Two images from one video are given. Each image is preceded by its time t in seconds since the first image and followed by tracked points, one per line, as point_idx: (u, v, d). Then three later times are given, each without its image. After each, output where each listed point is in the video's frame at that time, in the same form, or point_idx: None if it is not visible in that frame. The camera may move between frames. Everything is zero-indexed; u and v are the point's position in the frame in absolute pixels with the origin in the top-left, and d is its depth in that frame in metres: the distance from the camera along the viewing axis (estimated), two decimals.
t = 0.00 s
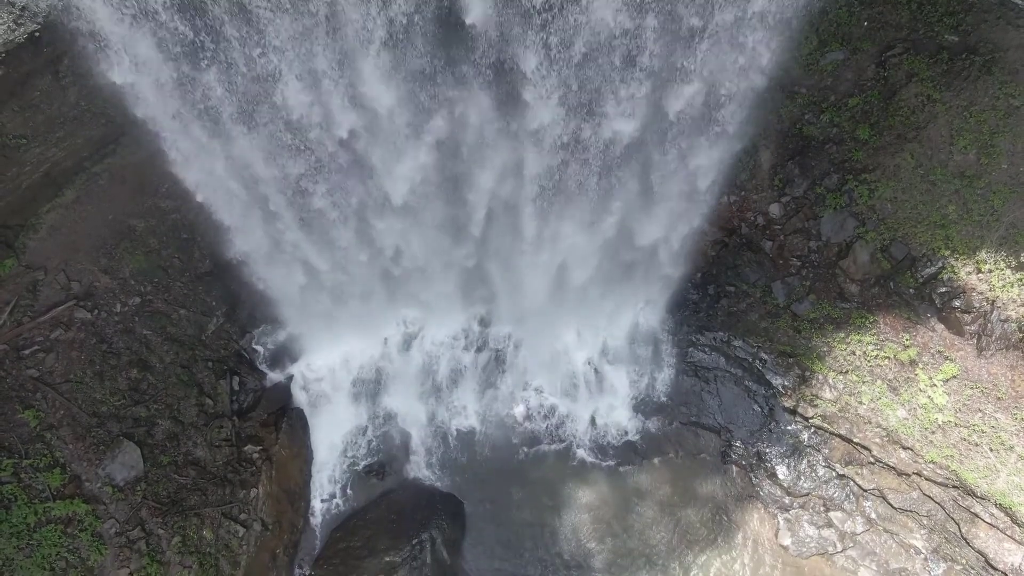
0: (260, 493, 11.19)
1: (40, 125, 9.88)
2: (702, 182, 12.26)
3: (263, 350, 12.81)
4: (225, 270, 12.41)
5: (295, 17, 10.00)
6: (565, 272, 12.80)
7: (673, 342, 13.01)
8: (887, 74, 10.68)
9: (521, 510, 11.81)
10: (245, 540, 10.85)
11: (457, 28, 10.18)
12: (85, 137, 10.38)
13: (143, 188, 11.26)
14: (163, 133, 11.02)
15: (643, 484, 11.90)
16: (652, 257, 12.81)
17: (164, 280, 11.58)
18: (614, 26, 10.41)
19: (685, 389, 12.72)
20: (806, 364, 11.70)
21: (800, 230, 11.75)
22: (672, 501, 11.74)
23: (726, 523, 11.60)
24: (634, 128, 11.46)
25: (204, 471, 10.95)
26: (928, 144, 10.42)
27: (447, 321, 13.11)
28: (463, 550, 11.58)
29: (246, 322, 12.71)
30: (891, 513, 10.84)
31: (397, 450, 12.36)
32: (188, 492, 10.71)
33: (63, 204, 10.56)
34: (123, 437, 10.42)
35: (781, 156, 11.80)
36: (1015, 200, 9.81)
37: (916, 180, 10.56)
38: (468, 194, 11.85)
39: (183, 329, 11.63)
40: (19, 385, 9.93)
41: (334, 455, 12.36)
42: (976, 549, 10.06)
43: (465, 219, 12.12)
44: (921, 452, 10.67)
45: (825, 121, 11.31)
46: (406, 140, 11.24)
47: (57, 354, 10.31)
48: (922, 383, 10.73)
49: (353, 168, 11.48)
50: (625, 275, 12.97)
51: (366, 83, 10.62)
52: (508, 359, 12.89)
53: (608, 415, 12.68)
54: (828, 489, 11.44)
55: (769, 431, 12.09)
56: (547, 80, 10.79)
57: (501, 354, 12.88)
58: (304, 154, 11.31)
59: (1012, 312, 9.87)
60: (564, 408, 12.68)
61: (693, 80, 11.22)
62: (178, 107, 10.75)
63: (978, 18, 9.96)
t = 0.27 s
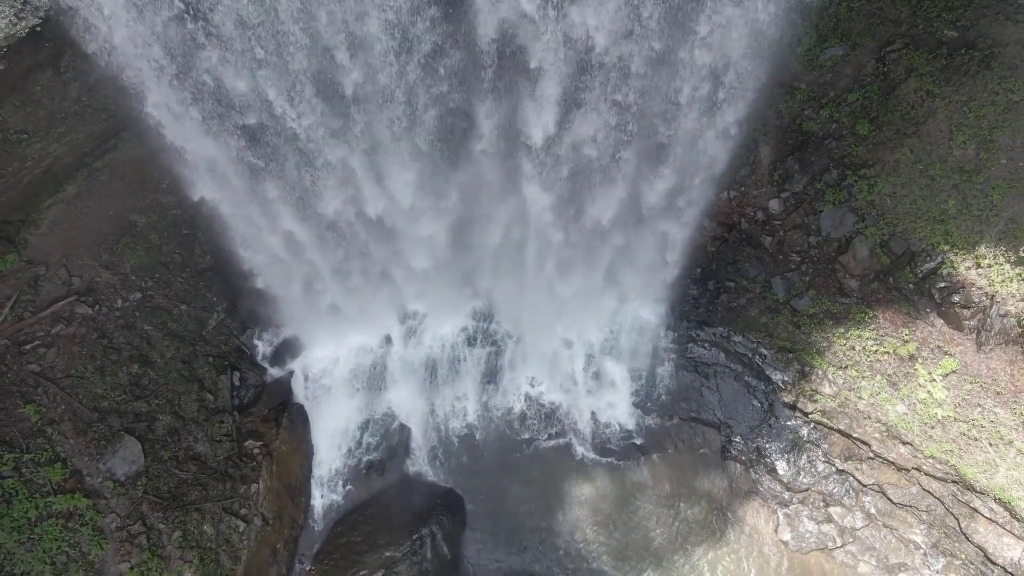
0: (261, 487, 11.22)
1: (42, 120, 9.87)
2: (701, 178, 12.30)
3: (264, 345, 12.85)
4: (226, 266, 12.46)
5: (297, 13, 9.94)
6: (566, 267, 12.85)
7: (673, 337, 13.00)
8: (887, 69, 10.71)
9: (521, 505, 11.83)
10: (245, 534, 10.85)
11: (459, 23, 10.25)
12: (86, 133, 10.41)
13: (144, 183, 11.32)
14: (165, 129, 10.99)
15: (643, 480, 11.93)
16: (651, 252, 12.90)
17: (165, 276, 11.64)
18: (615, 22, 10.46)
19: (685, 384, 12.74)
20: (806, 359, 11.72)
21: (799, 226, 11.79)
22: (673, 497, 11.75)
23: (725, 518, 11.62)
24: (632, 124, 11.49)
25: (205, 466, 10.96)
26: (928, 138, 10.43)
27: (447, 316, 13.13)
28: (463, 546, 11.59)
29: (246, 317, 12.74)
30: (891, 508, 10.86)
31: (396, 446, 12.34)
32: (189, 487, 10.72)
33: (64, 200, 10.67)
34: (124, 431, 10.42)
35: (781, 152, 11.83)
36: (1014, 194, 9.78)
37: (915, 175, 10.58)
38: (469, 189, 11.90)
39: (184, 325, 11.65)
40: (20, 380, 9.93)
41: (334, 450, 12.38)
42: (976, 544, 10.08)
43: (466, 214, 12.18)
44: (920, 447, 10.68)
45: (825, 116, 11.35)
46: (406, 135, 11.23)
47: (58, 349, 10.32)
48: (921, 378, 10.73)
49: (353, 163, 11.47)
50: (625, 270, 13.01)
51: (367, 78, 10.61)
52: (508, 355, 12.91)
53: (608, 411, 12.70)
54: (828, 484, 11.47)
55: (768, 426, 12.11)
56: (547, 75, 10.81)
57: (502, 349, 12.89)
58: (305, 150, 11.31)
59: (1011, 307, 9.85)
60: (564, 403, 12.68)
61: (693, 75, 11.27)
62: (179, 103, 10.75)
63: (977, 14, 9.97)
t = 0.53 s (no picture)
0: (261, 483, 11.23)
1: (42, 114, 9.97)
2: (700, 174, 12.36)
3: (265, 342, 12.85)
4: (227, 262, 12.47)
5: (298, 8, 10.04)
6: (566, 264, 12.88)
7: (672, 334, 13.05)
8: (886, 65, 10.73)
9: (521, 501, 11.85)
10: (245, 530, 10.85)
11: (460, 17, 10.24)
12: (86, 128, 10.43)
13: (145, 178, 11.29)
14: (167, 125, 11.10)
15: (643, 476, 11.97)
16: (650, 249, 12.92)
17: (165, 271, 11.62)
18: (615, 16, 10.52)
19: (685, 381, 12.77)
20: (806, 355, 11.75)
21: (798, 222, 11.81)
22: (672, 493, 11.78)
23: (725, 514, 11.67)
24: (632, 121, 11.55)
25: (205, 461, 10.92)
26: (926, 134, 10.45)
27: (448, 313, 13.17)
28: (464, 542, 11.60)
29: (246, 314, 12.73)
30: (890, 504, 10.98)
31: (396, 442, 12.33)
32: (189, 482, 10.66)
33: (66, 195, 10.61)
34: (124, 427, 10.35)
35: (780, 148, 11.87)
36: (1013, 189, 9.78)
37: (914, 171, 10.60)
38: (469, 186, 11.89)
39: (184, 321, 11.64)
40: (21, 376, 9.86)
41: (334, 446, 12.39)
42: (974, 540, 10.17)
43: (467, 210, 12.17)
44: (919, 442, 10.69)
45: (825, 112, 11.37)
46: (406, 131, 11.21)
47: (59, 344, 10.26)
48: (920, 374, 10.73)
49: (353, 158, 11.46)
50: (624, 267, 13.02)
51: (367, 73, 10.63)
52: (508, 351, 12.96)
53: (608, 407, 12.71)
54: (828, 480, 11.53)
55: (768, 422, 12.13)
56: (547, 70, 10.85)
57: (501, 345, 12.96)
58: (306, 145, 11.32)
59: (1010, 303, 9.83)
60: (564, 399, 12.69)
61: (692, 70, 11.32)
62: (180, 99, 10.83)
63: (976, 10, 9.96)
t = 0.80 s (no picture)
0: (262, 478, 11.23)
1: (42, 111, 10.00)
2: (699, 171, 12.41)
3: (265, 338, 12.89)
4: (227, 259, 12.47)
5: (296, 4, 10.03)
6: (566, 260, 12.94)
7: (673, 330, 13.09)
8: (885, 61, 10.74)
9: (521, 497, 11.86)
10: (246, 525, 10.85)
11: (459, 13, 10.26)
12: (87, 124, 10.45)
13: (145, 175, 11.28)
14: (168, 120, 11.07)
15: (643, 472, 12.00)
16: (650, 244, 12.93)
17: (166, 267, 11.64)
18: (615, 12, 10.48)
19: (685, 377, 12.77)
20: (805, 351, 11.77)
21: (798, 218, 11.80)
22: (673, 489, 11.80)
23: (725, 510, 11.64)
24: (631, 119, 11.60)
25: (206, 457, 10.92)
26: (926, 130, 10.47)
27: (449, 309, 13.20)
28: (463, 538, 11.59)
29: (247, 309, 12.76)
30: (890, 499, 10.97)
31: (396, 438, 12.35)
32: (190, 478, 10.66)
33: (65, 191, 10.63)
34: (125, 422, 10.35)
35: (779, 144, 11.88)
36: (1011, 185, 9.83)
37: (913, 166, 10.62)
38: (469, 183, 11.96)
39: (185, 317, 11.65)
40: (22, 371, 9.92)
41: (334, 442, 12.39)
42: (974, 535, 10.14)
43: (468, 206, 12.21)
44: (919, 437, 10.72)
45: (824, 108, 11.37)
46: (405, 127, 11.25)
47: (60, 340, 10.29)
48: (920, 369, 10.76)
49: (353, 154, 11.49)
50: (625, 262, 13.07)
51: (366, 69, 10.62)
52: (510, 347, 12.97)
53: (608, 402, 12.73)
54: (828, 476, 11.55)
55: (768, 418, 12.17)
56: (546, 66, 10.85)
57: (501, 341, 12.96)
58: (306, 141, 11.33)
59: (1009, 298, 9.87)
60: (564, 395, 12.73)
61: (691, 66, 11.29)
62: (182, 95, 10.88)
63: (976, 5, 10.01)
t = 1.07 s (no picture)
0: (263, 472, 11.29)
1: (43, 106, 10.02)
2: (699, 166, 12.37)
3: (266, 334, 12.93)
4: (228, 255, 12.51)
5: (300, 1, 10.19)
6: (567, 257, 12.92)
7: (673, 325, 13.14)
8: (883, 56, 10.78)
9: (521, 493, 11.89)
10: (247, 520, 10.86)
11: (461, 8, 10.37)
12: (88, 120, 10.42)
13: (146, 171, 11.25)
14: (169, 116, 11.08)
15: (642, 468, 12.02)
16: (649, 240, 12.94)
17: (167, 263, 11.67)
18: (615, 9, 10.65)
19: (685, 372, 12.84)
20: (804, 346, 11.80)
21: (797, 213, 11.83)
22: (673, 484, 11.83)
23: (724, 505, 11.67)
24: (631, 116, 11.63)
25: (206, 452, 10.95)
26: (924, 125, 10.49)
27: (449, 306, 13.21)
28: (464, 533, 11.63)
29: (247, 305, 12.81)
30: (889, 494, 11.01)
31: (398, 433, 12.46)
32: (190, 473, 10.68)
33: (66, 187, 10.57)
34: (126, 417, 10.37)
35: (779, 140, 11.89)
36: (1010, 179, 9.84)
37: (912, 161, 10.64)
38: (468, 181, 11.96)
39: (186, 312, 11.69)
40: (23, 366, 9.89)
41: (335, 438, 12.41)
42: (973, 530, 10.13)
43: (468, 203, 12.19)
44: (918, 432, 10.69)
45: (823, 103, 11.43)
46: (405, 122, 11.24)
47: (61, 335, 10.30)
48: (919, 363, 10.76)
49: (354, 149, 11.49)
50: (624, 258, 13.07)
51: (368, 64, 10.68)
52: (511, 343, 12.99)
53: (608, 398, 12.76)
54: (827, 471, 11.57)
55: (768, 413, 12.18)
56: (546, 62, 10.90)
57: (501, 337, 13.01)
58: (307, 137, 11.36)
59: (1008, 292, 9.85)
60: (564, 390, 12.76)
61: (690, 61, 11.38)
62: (182, 91, 10.91)
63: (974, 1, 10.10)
